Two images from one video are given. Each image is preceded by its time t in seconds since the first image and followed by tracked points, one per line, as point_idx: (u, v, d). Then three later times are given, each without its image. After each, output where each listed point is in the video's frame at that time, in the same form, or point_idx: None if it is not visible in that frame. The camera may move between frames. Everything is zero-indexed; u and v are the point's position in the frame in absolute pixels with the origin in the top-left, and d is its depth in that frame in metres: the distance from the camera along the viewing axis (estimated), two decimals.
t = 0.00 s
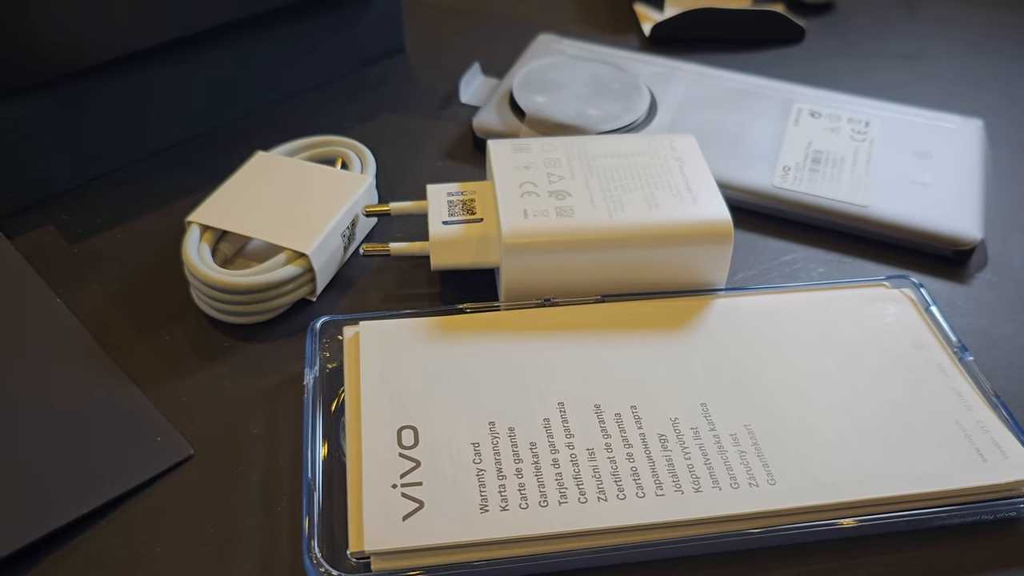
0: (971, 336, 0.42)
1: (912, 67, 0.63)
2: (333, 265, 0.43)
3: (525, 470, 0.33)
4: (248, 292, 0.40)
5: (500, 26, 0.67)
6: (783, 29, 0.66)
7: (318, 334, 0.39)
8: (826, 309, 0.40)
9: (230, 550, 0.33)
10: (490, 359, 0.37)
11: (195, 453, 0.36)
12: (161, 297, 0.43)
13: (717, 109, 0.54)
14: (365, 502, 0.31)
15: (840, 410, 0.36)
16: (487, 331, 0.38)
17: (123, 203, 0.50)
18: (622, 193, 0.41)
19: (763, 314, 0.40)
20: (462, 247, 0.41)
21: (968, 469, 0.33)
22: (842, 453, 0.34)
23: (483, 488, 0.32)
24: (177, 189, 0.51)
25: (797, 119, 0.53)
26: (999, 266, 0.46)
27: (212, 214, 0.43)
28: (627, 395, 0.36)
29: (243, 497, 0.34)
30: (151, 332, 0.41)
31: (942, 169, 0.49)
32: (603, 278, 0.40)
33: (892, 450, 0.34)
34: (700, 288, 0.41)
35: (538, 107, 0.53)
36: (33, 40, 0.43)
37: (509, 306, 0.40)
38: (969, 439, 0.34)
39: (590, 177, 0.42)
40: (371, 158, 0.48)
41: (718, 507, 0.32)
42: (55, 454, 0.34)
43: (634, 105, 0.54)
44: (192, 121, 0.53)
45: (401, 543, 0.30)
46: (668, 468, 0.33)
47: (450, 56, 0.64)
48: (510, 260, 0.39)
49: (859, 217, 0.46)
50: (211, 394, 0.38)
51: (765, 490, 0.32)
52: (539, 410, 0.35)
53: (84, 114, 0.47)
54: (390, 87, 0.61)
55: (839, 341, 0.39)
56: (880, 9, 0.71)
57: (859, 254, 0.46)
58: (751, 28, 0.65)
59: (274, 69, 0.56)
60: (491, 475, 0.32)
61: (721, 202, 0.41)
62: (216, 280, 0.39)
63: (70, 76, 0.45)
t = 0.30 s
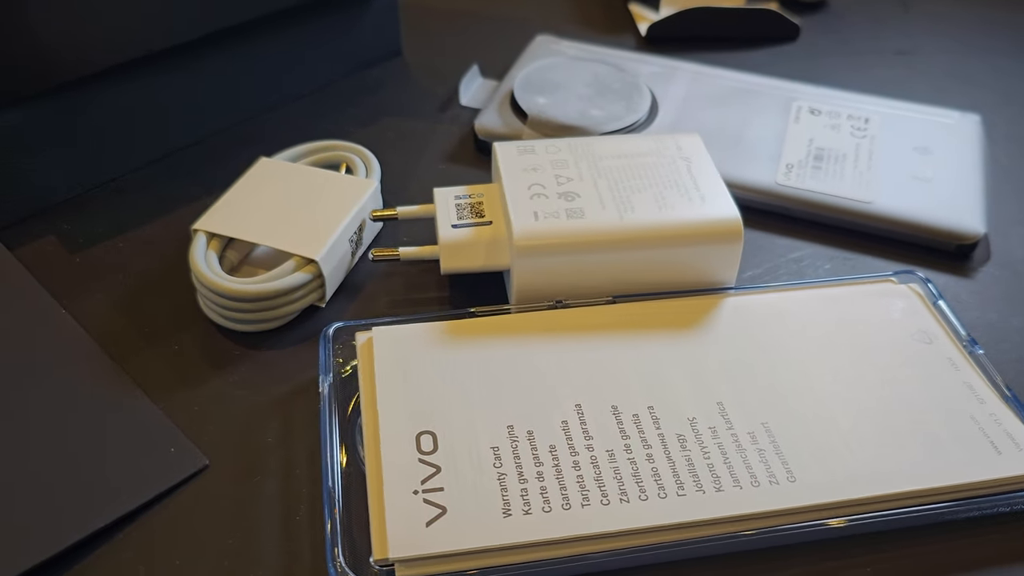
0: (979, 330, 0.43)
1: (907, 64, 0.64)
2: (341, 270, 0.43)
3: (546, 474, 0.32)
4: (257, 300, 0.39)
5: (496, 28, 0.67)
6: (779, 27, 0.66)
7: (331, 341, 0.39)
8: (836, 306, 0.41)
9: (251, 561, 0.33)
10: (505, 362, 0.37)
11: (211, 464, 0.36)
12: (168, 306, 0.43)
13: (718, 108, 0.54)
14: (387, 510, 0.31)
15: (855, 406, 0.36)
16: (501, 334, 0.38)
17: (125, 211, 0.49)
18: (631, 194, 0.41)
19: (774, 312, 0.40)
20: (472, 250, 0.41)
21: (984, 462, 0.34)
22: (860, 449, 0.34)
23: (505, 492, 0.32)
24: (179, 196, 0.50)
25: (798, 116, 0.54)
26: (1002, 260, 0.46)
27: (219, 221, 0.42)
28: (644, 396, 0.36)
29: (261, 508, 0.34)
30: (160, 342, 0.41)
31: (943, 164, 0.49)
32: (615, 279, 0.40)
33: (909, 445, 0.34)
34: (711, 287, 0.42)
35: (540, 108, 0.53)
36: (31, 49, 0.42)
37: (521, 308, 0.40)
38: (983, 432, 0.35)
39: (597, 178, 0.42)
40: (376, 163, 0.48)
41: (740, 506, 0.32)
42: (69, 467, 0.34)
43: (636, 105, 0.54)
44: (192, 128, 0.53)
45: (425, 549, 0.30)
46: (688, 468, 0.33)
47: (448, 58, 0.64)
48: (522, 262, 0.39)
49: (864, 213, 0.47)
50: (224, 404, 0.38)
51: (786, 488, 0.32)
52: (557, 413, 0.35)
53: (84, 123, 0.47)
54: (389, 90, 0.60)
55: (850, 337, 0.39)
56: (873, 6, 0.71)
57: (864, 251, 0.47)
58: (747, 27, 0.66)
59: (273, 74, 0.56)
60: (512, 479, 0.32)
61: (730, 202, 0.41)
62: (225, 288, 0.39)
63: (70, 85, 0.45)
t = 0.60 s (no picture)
0: (988, 323, 0.43)
1: (903, 60, 0.65)
2: (354, 275, 0.43)
3: (572, 475, 0.32)
4: (272, 306, 0.39)
5: (495, 30, 0.67)
6: (777, 24, 0.66)
7: (348, 346, 0.38)
8: (849, 301, 0.41)
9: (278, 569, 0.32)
10: (524, 364, 0.37)
11: (231, 472, 0.36)
12: (180, 314, 0.42)
13: (721, 107, 0.55)
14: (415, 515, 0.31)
15: (873, 401, 0.36)
16: (519, 336, 0.38)
17: (130, 219, 0.49)
18: (643, 193, 0.41)
19: (788, 309, 0.40)
20: (486, 253, 0.41)
21: (1003, 453, 0.34)
22: (881, 443, 0.34)
23: (532, 494, 0.32)
24: (184, 203, 0.50)
25: (800, 114, 0.54)
26: (1007, 253, 0.47)
27: (229, 228, 0.42)
28: (664, 395, 0.36)
29: (285, 516, 0.34)
30: (173, 350, 0.41)
31: (945, 159, 0.50)
32: (630, 279, 0.41)
33: (928, 438, 0.34)
34: (724, 285, 0.42)
35: (545, 109, 0.53)
36: (35, 57, 0.41)
37: (537, 310, 0.40)
38: (1000, 423, 0.35)
39: (609, 178, 0.42)
40: (384, 167, 0.48)
41: (766, 503, 0.32)
42: (89, 479, 0.34)
43: (640, 104, 0.54)
44: (195, 134, 0.53)
45: (456, 554, 0.30)
46: (713, 466, 0.33)
47: (448, 60, 0.64)
48: (539, 264, 0.39)
49: (870, 209, 0.47)
50: (241, 412, 0.38)
51: (810, 483, 0.33)
52: (579, 414, 0.35)
53: (87, 132, 0.46)
54: (391, 93, 0.60)
55: (865, 332, 0.39)
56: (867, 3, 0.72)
57: (872, 246, 0.47)
58: (745, 25, 0.66)
59: (275, 78, 0.55)
60: (539, 481, 0.32)
61: (742, 199, 0.41)
62: (239, 295, 0.39)
63: (73, 93, 0.44)
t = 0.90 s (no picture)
0: (995, 317, 0.43)
1: (898, 56, 0.65)
2: (364, 281, 0.42)
3: (594, 478, 0.32)
4: (283, 314, 0.39)
5: (492, 31, 0.67)
6: (774, 22, 0.67)
7: (362, 354, 0.38)
8: (860, 298, 0.41)
9: None
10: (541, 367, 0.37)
11: (249, 484, 0.35)
12: (188, 324, 0.42)
13: (723, 106, 0.55)
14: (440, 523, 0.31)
15: (889, 397, 0.36)
16: (534, 339, 0.38)
17: (133, 229, 0.48)
18: (653, 194, 0.41)
19: (800, 307, 0.41)
20: (498, 256, 0.41)
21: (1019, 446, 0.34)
22: (900, 439, 0.34)
23: (556, 499, 0.32)
24: (186, 212, 0.49)
25: (801, 111, 0.54)
26: (1010, 247, 0.47)
27: (236, 236, 0.42)
28: (682, 396, 0.36)
29: (306, 526, 0.34)
30: (183, 361, 0.40)
31: (946, 154, 0.50)
32: (642, 280, 0.41)
33: (945, 433, 0.35)
34: (735, 284, 0.42)
35: (548, 110, 0.53)
36: (36, 67, 0.41)
37: (551, 313, 0.40)
38: (1015, 417, 0.35)
39: (618, 179, 0.42)
40: (390, 171, 0.47)
41: (789, 502, 0.32)
42: (105, 495, 0.33)
43: (643, 105, 0.54)
44: (195, 142, 0.52)
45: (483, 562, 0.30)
46: (734, 466, 0.33)
47: (446, 62, 0.63)
48: (552, 268, 0.39)
49: (875, 205, 0.47)
50: (255, 422, 0.38)
51: (831, 481, 0.33)
52: (598, 416, 0.35)
53: (88, 141, 0.46)
54: (390, 96, 0.60)
55: (877, 329, 0.39)
56: None
57: (877, 242, 0.47)
58: (741, 23, 0.66)
59: (275, 83, 0.55)
60: (562, 485, 0.32)
61: (752, 199, 0.41)
62: (250, 304, 0.38)
63: (74, 103, 0.44)
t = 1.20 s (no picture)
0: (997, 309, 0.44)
1: (889, 52, 0.66)
2: (369, 286, 0.42)
3: (612, 479, 0.32)
4: (290, 322, 0.38)
5: (486, 33, 0.67)
6: (766, 20, 0.67)
7: (372, 360, 0.38)
8: (864, 293, 0.41)
9: None
10: (553, 369, 0.37)
11: (263, 493, 0.35)
12: (192, 333, 0.42)
13: (720, 104, 0.55)
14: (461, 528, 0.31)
15: (898, 391, 0.37)
16: (544, 341, 0.38)
17: (132, 237, 0.47)
18: (658, 194, 0.41)
19: (807, 303, 0.41)
20: (505, 258, 0.41)
21: None
22: (911, 433, 0.35)
23: (575, 500, 0.32)
24: (185, 219, 0.49)
25: (798, 109, 0.55)
26: (1008, 240, 0.48)
27: (240, 243, 0.41)
28: (695, 395, 0.36)
29: (322, 534, 0.34)
30: (189, 370, 0.40)
31: (943, 149, 0.51)
32: (650, 280, 0.41)
33: (956, 426, 0.35)
34: (742, 282, 0.42)
35: (547, 111, 0.53)
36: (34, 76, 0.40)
37: (560, 314, 0.40)
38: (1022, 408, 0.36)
39: (622, 179, 0.42)
40: (391, 175, 0.47)
41: (805, 498, 0.32)
42: (118, 507, 0.33)
43: (641, 104, 0.54)
44: (192, 148, 0.51)
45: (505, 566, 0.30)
46: (750, 463, 0.33)
47: (441, 64, 0.63)
48: (561, 269, 0.39)
49: (875, 201, 0.48)
50: (266, 430, 0.37)
51: (846, 476, 0.33)
52: (613, 417, 0.35)
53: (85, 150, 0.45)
54: (386, 99, 0.60)
55: (883, 323, 0.40)
56: None
57: (878, 237, 0.48)
58: (734, 21, 0.67)
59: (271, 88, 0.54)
60: (579, 487, 0.32)
61: (757, 196, 0.41)
62: (257, 312, 0.38)
63: (71, 111, 0.43)
